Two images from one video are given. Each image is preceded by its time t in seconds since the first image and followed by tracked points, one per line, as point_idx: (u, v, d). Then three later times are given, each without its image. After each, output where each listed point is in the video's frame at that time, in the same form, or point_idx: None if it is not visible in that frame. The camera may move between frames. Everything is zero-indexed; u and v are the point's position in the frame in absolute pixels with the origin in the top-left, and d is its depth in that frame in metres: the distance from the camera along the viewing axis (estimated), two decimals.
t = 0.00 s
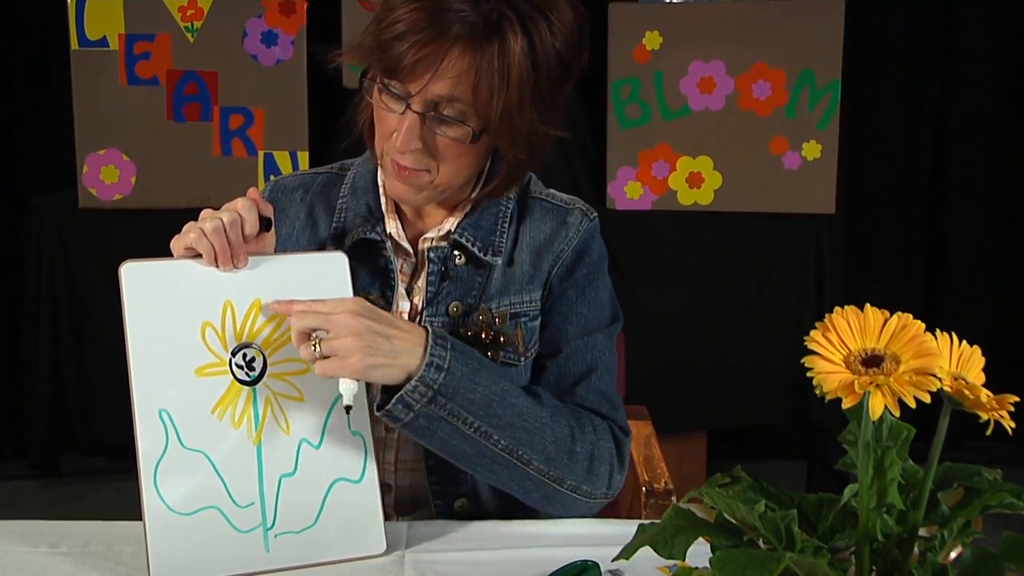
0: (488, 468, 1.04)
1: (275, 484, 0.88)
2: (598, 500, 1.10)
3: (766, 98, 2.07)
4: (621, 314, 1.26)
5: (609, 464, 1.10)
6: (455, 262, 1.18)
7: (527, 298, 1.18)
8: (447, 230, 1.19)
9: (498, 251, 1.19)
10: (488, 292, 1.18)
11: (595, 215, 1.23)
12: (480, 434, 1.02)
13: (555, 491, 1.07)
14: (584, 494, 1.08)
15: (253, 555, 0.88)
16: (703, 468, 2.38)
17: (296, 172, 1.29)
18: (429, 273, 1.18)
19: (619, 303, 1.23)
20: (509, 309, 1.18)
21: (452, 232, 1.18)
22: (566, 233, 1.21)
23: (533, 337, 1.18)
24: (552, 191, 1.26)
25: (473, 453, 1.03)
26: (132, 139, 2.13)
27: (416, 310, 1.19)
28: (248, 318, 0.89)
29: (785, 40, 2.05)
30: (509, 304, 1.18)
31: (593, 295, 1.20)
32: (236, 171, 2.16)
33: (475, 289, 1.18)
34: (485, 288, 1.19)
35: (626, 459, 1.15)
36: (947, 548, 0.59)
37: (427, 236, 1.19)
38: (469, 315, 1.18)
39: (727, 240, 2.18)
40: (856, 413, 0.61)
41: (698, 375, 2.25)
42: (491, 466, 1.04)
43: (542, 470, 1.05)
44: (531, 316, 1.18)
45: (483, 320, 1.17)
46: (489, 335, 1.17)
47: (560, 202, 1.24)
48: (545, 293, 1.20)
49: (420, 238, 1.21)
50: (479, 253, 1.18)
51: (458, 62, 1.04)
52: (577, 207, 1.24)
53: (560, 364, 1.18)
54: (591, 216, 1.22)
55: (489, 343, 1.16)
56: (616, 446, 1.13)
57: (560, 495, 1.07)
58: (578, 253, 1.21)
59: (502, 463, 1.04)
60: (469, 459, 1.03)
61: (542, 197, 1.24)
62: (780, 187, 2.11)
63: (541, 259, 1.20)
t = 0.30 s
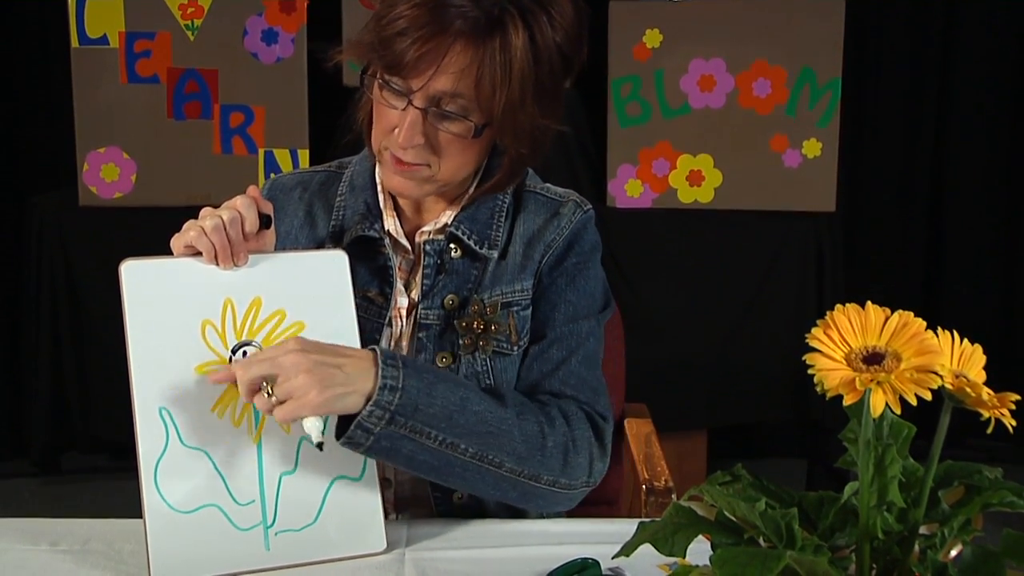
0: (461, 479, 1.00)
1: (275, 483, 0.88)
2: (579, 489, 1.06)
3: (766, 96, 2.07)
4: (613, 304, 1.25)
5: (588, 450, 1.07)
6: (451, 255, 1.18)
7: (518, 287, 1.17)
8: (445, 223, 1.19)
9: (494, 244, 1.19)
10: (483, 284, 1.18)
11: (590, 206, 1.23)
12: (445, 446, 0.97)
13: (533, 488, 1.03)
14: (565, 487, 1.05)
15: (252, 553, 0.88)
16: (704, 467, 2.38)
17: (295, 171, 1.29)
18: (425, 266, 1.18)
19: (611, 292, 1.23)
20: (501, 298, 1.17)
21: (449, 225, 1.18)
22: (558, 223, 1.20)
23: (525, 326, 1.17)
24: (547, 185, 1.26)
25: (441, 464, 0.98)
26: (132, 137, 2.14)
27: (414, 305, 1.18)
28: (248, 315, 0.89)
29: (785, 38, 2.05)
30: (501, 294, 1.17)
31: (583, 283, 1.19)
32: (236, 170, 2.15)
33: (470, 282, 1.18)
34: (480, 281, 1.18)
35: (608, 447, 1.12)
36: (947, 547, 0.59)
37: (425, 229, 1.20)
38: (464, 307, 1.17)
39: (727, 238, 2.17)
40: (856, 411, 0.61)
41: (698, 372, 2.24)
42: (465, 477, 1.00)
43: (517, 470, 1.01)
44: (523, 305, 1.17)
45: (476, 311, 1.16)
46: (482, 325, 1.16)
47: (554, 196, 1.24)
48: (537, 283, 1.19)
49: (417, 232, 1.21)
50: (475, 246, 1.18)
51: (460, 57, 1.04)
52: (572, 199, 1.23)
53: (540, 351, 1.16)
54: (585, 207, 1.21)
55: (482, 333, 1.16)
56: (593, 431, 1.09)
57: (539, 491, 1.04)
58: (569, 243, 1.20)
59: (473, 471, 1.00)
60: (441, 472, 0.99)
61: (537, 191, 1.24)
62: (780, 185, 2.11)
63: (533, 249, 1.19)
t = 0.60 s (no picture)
0: (477, 445, 1.02)
1: (276, 481, 0.88)
2: (577, 486, 1.07)
3: (766, 94, 2.07)
4: (613, 305, 1.24)
5: (590, 443, 1.07)
6: (452, 251, 1.17)
7: (519, 284, 1.17)
8: (445, 218, 1.18)
9: (495, 240, 1.18)
10: (483, 280, 1.17)
11: (592, 206, 1.22)
12: (472, 407, 1.00)
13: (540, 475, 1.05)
14: (566, 478, 1.06)
15: (253, 551, 0.88)
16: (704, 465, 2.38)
17: (295, 166, 1.29)
18: (426, 261, 1.17)
19: (610, 294, 1.21)
20: (503, 294, 1.16)
21: (450, 220, 1.17)
22: (560, 222, 1.20)
23: (525, 323, 1.16)
24: (549, 185, 1.26)
25: (465, 426, 1.01)
26: (132, 135, 2.14)
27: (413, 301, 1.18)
28: (251, 312, 0.88)
29: (785, 37, 2.05)
30: (503, 290, 1.16)
31: (585, 284, 1.18)
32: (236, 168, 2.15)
33: (470, 278, 1.17)
34: (480, 277, 1.17)
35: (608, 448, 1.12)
36: (948, 545, 0.59)
37: (425, 224, 1.19)
38: (464, 302, 1.17)
39: (727, 236, 2.17)
40: (856, 409, 0.61)
41: (698, 371, 2.24)
42: (478, 446, 1.02)
43: (529, 450, 1.03)
44: (523, 302, 1.16)
45: (477, 306, 1.16)
46: (482, 320, 1.15)
47: (557, 195, 1.23)
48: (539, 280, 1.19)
49: (419, 225, 1.20)
50: (475, 241, 1.17)
51: (444, 25, 1.03)
52: (574, 198, 1.22)
53: (546, 348, 1.14)
54: (587, 207, 1.20)
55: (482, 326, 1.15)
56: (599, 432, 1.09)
57: (546, 478, 1.05)
58: (570, 243, 1.19)
59: (490, 442, 1.02)
60: (459, 433, 1.01)
61: (540, 189, 1.23)
62: (780, 183, 2.11)
63: (535, 247, 1.18)
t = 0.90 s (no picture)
0: (470, 420, 0.99)
1: (277, 480, 0.86)
2: (573, 483, 1.04)
3: (766, 93, 2.07)
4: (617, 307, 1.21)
5: (590, 436, 1.04)
6: (457, 246, 1.15)
7: (523, 280, 1.14)
8: (451, 213, 1.16)
9: (500, 236, 1.16)
10: (487, 276, 1.15)
11: (597, 207, 1.19)
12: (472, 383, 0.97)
13: (536, 462, 1.02)
14: (562, 469, 1.02)
15: (254, 550, 0.86)
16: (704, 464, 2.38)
17: (304, 163, 1.29)
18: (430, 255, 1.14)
19: (614, 294, 1.18)
20: (506, 289, 1.14)
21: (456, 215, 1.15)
22: (565, 220, 1.17)
23: (530, 319, 1.13)
24: (556, 187, 1.23)
25: (461, 398, 0.97)
26: (133, 133, 2.14)
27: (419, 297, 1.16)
28: (254, 310, 0.86)
29: (785, 36, 2.05)
30: (508, 285, 1.14)
31: (589, 283, 1.15)
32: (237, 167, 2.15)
33: (475, 273, 1.15)
34: (485, 272, 1.15)
35: (608, 448, 1.08)
36: (948, 544, 0.59)
37: (432, 219, 1.17)
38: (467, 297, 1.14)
39: (728, 235, 2.17)
40: (856, 408, 0.61)
41: (699, 370, 2.24)
42: (477, 427, 0.99)
43: (524, 432, 0.99)
44: (529, 297, 1.13)
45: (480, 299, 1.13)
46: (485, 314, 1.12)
47: (563, 196, 1.21)
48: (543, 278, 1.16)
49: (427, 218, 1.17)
50: (481, 236, 1.15)
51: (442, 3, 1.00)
52: (580, 199, 1.20)
53: (549, 343, 1.11)
54: (592, 207, 1.18)
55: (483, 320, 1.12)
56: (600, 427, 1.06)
57: (541, 467, 1.02)
58: (575, 242, 1.16)
59: (488, 424, 0.99)
60: (454, 405, 0.98)
61: (546, 189, 1.21)
62: (780, 183, 2.11)
63: (539, 245, 1.16)
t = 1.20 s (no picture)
0: (470, 420, 0.99)
1: (278, 479, 0.86)
2: (578, 475, 1.04)
3: (766, 94, 2.07)
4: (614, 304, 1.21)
5: (591, 427, 1.04)
6: (457, 245, 1.13)
7: (521, 278, 1.14)
8: (450, 211, 1.15)
9: (498, 234, 1.15)
10: (485, 277, 1.15)
11: (594, 205, 1.20)
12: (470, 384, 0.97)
13: (539, 459, 1.01)
14: (566, 464, 1.02)
15: (254, 550, 0.85)
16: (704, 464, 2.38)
17: (304, 164, 1.29)
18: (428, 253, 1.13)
19: (612, 291, 1.18)
20: (505, 288, 1.14)
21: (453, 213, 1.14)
22: (562, 218, 1.17)
23: (529, 316, 1.13)
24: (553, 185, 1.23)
25: (458, 399, 0.97)
26: (133, 133, 2.14)
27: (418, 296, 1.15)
28: (255, 310, 0.86)
29: (785, 36, 2.05)
30: (506, 283, 1.14)
31: (587, 280, 1.15)
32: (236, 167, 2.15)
33: (474, 272, 1.14)
34: (484, 273, 1.15)
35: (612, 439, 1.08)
36: (948, 544, 0.59)
37: (430, 217, 1.16)
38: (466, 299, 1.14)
39: (728, 235, 2.17)
40: (856, 408, 0.61)
41: (698, 370, 2.24)
42: (478, 427, 0.99)
43: (525, 429, 0.99)
44: (526, 295, 1.14)
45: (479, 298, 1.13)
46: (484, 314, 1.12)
47: (559, 193, 1.21)
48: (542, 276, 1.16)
49: (425, 218, 1.17)
50: (480, 234, 1.14)
51: None
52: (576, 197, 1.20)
53: (548, 338, 1.12)
54: (590, 204, 1.18)
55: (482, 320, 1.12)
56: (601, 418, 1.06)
57: (544, 463, 1.02)
58: (571, 242, 1.17)
59: (489, 424, 0.99)
60: (452, 408, 0.98)
61: (542, 187, 1.21)
62: (780, 183, 2.11)
63: (536, 244, 1.16)
